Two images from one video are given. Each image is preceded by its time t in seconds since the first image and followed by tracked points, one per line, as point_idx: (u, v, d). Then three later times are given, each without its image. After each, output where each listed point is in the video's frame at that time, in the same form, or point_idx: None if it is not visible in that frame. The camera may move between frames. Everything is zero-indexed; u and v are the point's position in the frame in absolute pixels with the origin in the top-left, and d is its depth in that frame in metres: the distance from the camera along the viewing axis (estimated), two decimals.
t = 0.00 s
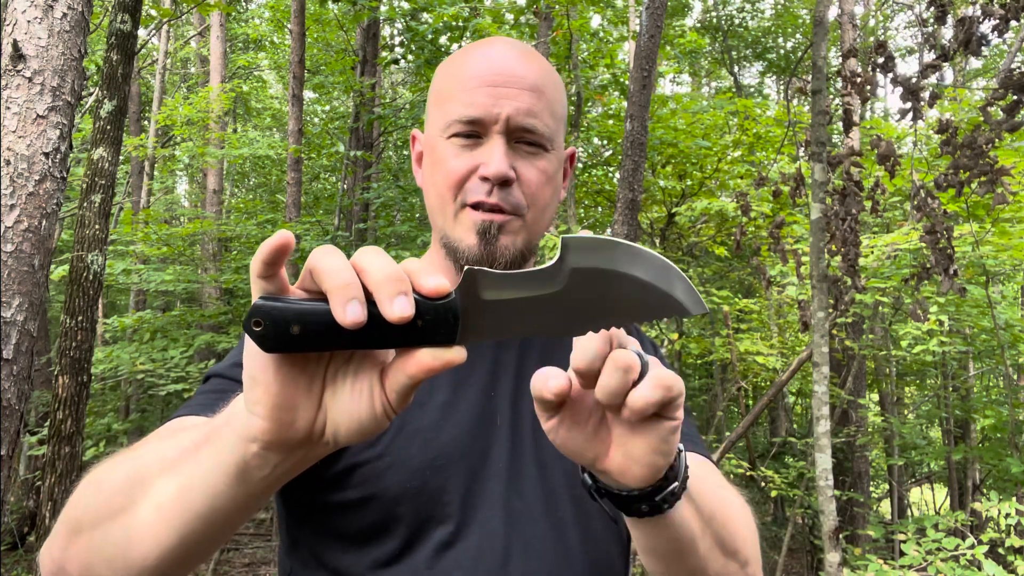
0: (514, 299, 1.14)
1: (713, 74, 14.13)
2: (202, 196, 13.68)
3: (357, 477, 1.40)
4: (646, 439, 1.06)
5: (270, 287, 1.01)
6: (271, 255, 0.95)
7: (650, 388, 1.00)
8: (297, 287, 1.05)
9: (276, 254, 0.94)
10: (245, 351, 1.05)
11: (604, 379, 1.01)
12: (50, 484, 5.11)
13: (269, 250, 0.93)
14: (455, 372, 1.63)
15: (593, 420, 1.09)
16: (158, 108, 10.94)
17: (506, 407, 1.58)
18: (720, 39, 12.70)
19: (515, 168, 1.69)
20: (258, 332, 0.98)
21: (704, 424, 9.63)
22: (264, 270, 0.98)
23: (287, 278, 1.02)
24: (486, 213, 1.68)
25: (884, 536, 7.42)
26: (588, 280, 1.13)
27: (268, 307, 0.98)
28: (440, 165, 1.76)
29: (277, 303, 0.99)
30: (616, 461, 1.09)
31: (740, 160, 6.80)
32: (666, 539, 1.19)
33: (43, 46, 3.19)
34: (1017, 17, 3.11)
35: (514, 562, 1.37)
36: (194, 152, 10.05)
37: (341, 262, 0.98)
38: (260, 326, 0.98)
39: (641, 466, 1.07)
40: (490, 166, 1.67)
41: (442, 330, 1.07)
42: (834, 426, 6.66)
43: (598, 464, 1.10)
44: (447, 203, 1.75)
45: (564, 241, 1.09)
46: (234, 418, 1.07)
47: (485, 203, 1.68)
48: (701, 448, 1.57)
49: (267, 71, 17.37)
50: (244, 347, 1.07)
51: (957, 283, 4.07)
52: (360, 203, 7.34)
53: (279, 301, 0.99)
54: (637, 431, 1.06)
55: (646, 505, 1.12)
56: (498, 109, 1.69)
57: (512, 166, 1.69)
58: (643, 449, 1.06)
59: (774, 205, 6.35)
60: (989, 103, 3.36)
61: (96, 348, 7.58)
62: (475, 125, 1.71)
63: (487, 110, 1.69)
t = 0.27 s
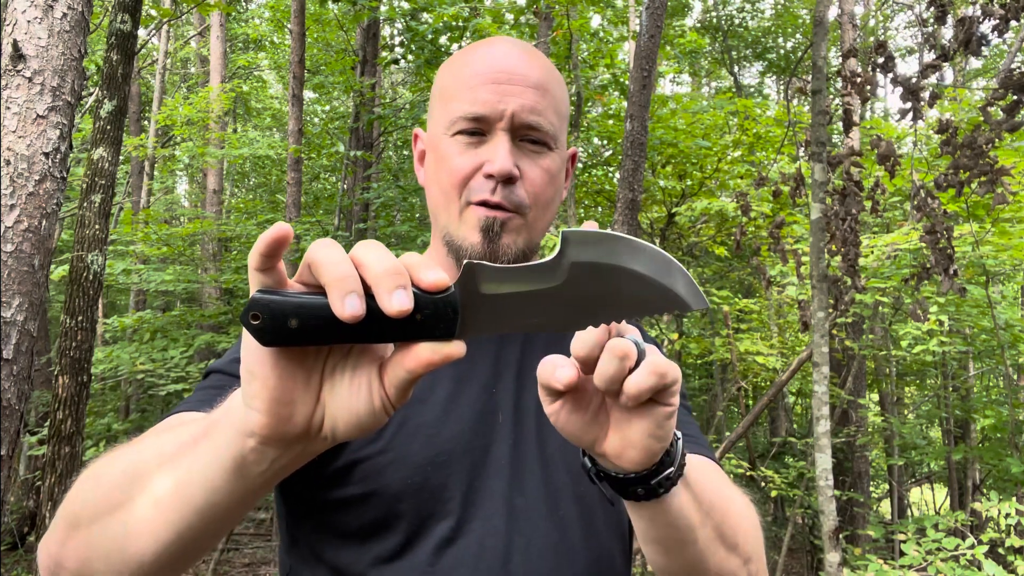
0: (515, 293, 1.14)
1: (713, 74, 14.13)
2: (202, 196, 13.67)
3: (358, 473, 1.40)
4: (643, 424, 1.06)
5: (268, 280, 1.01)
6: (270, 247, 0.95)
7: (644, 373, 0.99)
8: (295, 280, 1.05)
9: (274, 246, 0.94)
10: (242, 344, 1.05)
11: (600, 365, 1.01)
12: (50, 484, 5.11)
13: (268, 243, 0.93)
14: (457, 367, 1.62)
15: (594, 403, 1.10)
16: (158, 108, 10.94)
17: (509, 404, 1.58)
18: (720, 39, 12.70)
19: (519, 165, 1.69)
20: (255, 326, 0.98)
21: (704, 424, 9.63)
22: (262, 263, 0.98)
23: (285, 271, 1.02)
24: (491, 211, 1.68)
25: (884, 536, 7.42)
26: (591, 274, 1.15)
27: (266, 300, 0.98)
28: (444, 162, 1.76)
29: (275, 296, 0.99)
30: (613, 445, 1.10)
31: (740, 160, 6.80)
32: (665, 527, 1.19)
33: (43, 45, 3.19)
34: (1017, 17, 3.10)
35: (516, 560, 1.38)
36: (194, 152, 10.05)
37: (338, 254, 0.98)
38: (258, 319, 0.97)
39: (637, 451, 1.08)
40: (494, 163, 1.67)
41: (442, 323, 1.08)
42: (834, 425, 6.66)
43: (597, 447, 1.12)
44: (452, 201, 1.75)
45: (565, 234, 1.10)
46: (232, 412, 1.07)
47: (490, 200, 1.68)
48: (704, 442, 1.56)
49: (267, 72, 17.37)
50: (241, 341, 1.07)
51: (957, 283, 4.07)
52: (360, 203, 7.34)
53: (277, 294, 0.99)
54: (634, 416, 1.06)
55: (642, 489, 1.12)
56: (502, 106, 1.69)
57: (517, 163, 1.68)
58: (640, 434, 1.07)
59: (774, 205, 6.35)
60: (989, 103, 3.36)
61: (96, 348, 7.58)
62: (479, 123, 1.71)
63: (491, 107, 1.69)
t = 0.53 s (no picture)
0: (508, 298, 1.13)
1: (713, 74, 14.13)
2: (202, 196, 13.67)
3: (357, 477, 1.40)
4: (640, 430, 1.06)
5: (263, 287, 1.01)
6: (264, 253, 0.95)
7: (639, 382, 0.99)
8: (290, 287, 1.05)
9: (268, 253, 0.94)
10: (239, 351, 1.06)
11: (595, 373, 1.00)
12: (50, 484, 5.11)
13: (262, 250, 0.93)
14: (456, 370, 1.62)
15: (591, 410, 1.10)
16: (158, 107, 10.94)
17: (509, 406, 1.58)
18: (720, 39, 12.70)
19: (518, 165, 1.69)
20: (250, 333, 0.98)
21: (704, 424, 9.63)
22: (256, 269, 0.99)
23: (279, 278, 1.02)
24: (489, 211, 1.68)
25: (884, 537, 7.42)
26: (586, 278, 1.13)
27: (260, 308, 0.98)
28: (443, 161, 1.76)
29: (269, 303, 0.99)
30: (610, 451, 1.10)
31: (740, 160, 6.80)
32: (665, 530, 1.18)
33: (43, 46, 3.19)
34: (1017, 17, 3.10)
35: (516, 563, 1.38)
36: (194, 152, 10.05)
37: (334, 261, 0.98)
38: (252, 327, 0.97)
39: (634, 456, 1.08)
40: (493, 162, 1.67)
41: (437, 329, 1.07)
42: (834, 426, 6.66)
43: (594, 452, 1.12)
44: (451, 200, 1.75)
45: (560, 239, 1.08)
46: (228, 419, 1.07)
47: (489, 200, 1.68)
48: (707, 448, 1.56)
49: (267, 72, 17.37)
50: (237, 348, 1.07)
51: (957, 283, 4.07)
52: (360, 203, 7.34)
53: (271, 302, 0.99)
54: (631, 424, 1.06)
55: (638, 494, 1.13)
56: (501, 105, 1.68)
57: (516, 162, 1.68)
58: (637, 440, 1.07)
59: (774, 205, 6.35)
60: (989, 104, 3.36)
61: (96, 348, 7.58)
62: (478, 122, 1.71)
63: (491, 105, 1.69)
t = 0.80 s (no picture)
0: (512, 304, 1.14)
1: (713, 74, 14.13)
2: (202, 196, 13.67)
3: (355, 480, 1.40)
4: (663, 492, 1.04)
5: (266, 289, 1.01)
6: (268, 253, 0.94)
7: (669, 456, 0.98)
8: (292, 291, 1.05)
9: (272, 253, 0.93)
10: (239, 352, 1.06)
11: (622, 438, 0.98)
12: (50, 484, 5.11)
13: (265, 252, 0.93)
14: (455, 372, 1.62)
15: (609, 461, 1.08)
16: (158, 107, 10.94)
17: (507, 408, 1.57)
18: (720, 39, 12.70)
19: (515, 167, 1.69)
20: (253, 335, 0.98)
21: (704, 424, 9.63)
22: (259, 272, 0.99)
23: (282, 281, 1.03)
24: (485, 213, 1.70)
25: (884, 536, 7.42)
26: (589, 285, 1.16)
27: (263, 310, 0.98)
28: (439, 162, 1.76)
29: (272, 306, 0.99)
30: (629, 501, 1.08)
31: (740, 160, 6.80)
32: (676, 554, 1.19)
33: (43, 46, 3.19)
34: (1017, 17, 3.11)
35: (516, 565, 1.38)
36: (194, 152, 10.05)
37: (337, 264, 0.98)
38: (255, 329, 0.98)
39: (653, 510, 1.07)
40: (489, 164, 1.67)
41: (439, 334, 1.08)
42: (834, 426, 6.66)
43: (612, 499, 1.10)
44: (448, 201, 1.76)
45: (563, 245, 1.11)
46: (226, 422, 1.07)
47: (484, 200, 1.70)
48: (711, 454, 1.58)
49: (267, 72, 17.36)
50: (238, 349, 1.08)
51: (957, 283, 4.07)
52: (360, 203, 7.34)
53: (274, 304, 0.99)
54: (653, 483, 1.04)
55: (657, 539, 1.12)
56: (498, 105, 1.67)
57: (512, 165, 1.68)
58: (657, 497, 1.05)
59: (774, 205, 6.35)
60: (989, 104, 3.36)
61: (96, 348, 7.58)
62: (475, 122, 1.70)
63: (487, 107, 1.67)
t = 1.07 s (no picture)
0: (505, 280, 1.12)
1: (713, 75, 14.13)
2: (202, 196, 13.67)
3: (358, 480, 1.39)
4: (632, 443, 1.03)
5: (256, 269, 1.01)
6: (257, 232, 0.94)
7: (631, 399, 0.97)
8: (283, 270, 1.05)
9: (261, 232, 0.93)
10: (229, 336, 1.05)
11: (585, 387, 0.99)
12: (50, 484, 5.11)
13: (254, 229, 0.93)
14: (457, 370, 1.60)
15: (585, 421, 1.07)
16: (158, 107, 10.94)
17: (512, 408, 1.56)
18: (720, 40, 12.71)
19: (508, 163, 1.67)
20: (242, 313, 0.98)
21: (705, 424, 9.64)
22: (249, 251, 0.99)
23: (272, 261, 1.02)
24: (479, 209, 1.68)
25: (884, 536, 7.42)
26: (584, 262, 1.16)
27: (254, 289, 0.98)
28: (436, 159, 1.77)
29: (262, 285, 0.99)
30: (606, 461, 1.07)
31: (740, 159, 6.80)
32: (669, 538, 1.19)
33: (43, 45, 3.19)
34: (1017, 17, 3.11)
35: (521, 565, 1.38)
36: (194, 152, 10.05)
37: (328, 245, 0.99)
38: (245, 307, 0.97)
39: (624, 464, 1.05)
40: (482, 161, 1.66)
41: (431, 310, 1.08)
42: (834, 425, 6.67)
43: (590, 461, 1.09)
44: (443, 198, 1.76)
45: (556, 220, 1.11)
46: (219, 409, 1.08)
47: (477, 198, 1.69)
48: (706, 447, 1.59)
49: (267, 72, 17.36)
50: (228, 331, 1.07)
51: (957, 283, 4.07)
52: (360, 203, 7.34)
53: (264, 283, 0.99)
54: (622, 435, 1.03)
55: (634, 501, 1.12)
56: (493, 101, 1.68)
57: (506, 160, 1.67)
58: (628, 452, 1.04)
59: (774, 205, 6.36)
60: (989, 103, 3.36)
61: (96, 348, 7.58)
62: (470, 118, 1.71)
63: (481, 103, 1.69)
